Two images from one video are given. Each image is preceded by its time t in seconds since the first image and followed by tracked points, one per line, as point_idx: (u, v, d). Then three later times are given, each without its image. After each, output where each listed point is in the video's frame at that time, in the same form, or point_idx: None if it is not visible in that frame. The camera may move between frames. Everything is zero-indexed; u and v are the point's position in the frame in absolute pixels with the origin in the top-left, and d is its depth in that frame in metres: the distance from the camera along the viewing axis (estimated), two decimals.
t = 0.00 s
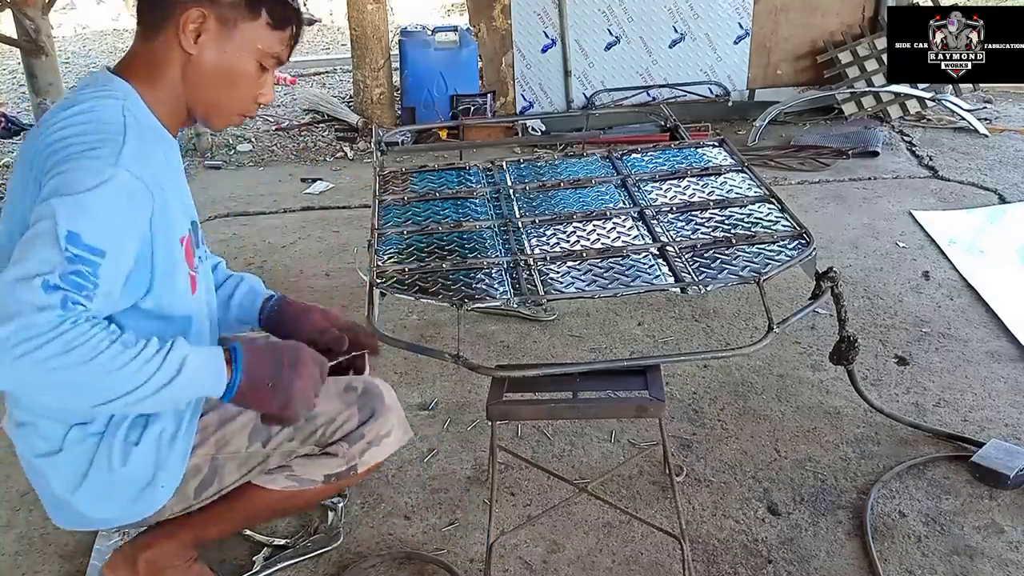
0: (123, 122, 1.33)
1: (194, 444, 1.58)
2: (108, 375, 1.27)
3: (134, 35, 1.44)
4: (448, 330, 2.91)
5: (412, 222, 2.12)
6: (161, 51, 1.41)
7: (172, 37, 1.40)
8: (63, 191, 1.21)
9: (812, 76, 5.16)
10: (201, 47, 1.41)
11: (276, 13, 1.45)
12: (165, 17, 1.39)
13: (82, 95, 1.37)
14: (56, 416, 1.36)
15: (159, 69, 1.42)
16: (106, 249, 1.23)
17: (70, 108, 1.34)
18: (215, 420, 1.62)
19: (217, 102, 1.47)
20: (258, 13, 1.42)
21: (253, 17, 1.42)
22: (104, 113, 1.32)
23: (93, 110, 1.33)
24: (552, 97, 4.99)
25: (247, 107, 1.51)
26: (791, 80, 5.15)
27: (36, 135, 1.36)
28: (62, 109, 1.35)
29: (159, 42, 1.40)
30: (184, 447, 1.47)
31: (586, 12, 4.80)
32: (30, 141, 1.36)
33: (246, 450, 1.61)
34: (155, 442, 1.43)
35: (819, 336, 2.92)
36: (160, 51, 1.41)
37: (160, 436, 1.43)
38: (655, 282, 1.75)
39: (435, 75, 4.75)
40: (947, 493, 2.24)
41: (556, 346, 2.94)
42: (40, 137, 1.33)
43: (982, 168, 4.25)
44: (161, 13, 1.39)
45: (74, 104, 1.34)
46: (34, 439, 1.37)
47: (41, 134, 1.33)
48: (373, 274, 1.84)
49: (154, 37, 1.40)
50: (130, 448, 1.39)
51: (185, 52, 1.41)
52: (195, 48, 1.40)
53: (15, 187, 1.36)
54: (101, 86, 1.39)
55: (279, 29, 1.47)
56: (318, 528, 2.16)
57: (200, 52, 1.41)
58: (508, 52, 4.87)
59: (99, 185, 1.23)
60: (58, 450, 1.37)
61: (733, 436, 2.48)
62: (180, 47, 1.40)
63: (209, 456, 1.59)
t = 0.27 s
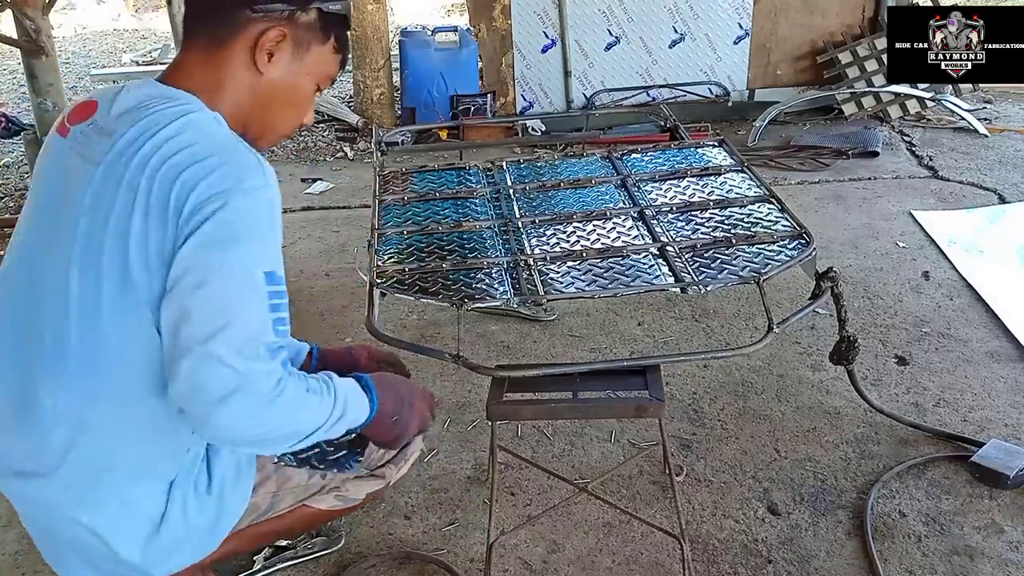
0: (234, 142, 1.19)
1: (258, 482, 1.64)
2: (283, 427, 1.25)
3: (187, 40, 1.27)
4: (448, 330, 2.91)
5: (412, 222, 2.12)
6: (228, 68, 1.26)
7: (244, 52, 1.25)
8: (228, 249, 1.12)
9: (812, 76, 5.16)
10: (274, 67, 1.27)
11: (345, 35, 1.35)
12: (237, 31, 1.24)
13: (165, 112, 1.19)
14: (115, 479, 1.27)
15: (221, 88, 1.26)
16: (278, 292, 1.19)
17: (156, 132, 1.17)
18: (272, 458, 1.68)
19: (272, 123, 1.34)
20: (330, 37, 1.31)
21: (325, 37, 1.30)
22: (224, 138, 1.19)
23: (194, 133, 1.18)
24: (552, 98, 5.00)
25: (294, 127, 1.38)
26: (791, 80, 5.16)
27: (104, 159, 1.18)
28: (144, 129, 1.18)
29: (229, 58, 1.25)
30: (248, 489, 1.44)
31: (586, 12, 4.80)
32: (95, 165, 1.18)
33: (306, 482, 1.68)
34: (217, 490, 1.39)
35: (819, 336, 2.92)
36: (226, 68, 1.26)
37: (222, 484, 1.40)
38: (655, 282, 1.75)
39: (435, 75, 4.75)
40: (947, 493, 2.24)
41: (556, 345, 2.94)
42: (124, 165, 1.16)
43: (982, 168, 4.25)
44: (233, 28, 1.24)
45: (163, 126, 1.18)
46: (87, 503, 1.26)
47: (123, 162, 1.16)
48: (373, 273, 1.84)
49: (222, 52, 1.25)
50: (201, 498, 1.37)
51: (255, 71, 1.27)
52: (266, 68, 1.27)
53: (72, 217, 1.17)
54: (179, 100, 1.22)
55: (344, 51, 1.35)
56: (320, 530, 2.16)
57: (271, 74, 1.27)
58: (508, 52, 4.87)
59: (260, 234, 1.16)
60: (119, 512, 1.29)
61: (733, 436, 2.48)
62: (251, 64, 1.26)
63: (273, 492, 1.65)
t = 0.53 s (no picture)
0: (267, 143, 1.19)
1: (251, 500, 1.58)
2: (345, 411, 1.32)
3: (215, 56, 1.27)
4: (448, 330, 2.91)
5: (412, 222, 2.12)
6: (257, 83, 1.26)
7: (275, 70, 1.26)
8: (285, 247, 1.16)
9: (812, 76, 5.16)
10: (303, 84, 1.29)
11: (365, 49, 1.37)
12: (268, 49, 1.25)
13: (197, 118, 1.19)
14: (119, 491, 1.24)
15: (251, 103, 1.27)
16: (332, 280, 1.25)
17: (192, 138, 1.17)
18: (267, 474, 1.59)
19: (295, 135, 1.35)
20: (354, 51, 1.33)
21: (352, 53, 1.32)
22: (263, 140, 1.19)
23: (230, 138, 1.18)
24: (552, 97, 5.00)
25: (315, 140, 1.39)
26: (791, 80, 5.16)
27: (139, 167, 1.18)
28: (179, 136, 1.18)
29: (259, 75, 1.26)
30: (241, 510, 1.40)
31: (586, 12, 4.80)
32: (131, 174, 1.18)
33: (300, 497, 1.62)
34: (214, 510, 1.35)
35: (819, 336, 2.92)
36: (255, 85, 1.26)
37: (216, 507, 1.35)
38: (655, 282, 1.75)
39: (435, 75, 4.75)
40: (947, 493, 2.24)
41: (555, 346, 2.94)
42: (162, 172, 1.16)
43: (982, 168, 4.25)
44: (263, 46, 1.24)
45: (197, 132, 1.18)
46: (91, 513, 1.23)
47: (160, 170, 1.16)
48: (373, 273, 1.84)
49: (252, 69, 1.26)
50: (197, 521, 1.33)
51: (283, 87, 1.28)
52: (295, 84, 1.28)
53: (107, 225, 1.17)
54: (210, 106, 1.22)
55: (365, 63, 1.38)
56: (320, 530, 2.16)
57: (299, 89, 1.29)
58: (508, 52, 4.87)
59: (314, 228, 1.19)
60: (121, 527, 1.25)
61: (733, 436, 2.48)
62: (280, 80, 1.27)
63: (267, 508, 1.61)
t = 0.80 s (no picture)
0: (303, 182, 1.22)
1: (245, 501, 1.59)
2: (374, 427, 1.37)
3: (245, 81, 1.29)
4: (448, 330, 2.91)
5: (412, 222, 2.12)
6: (291, 108, 1.30)
7: (308, 95, 1.30)
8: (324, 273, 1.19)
9: (812, 76, 5.16)
10: (334, 106, 1.33)
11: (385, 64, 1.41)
12: (302, 77, 1.28)
13: (233, 142, 1.22)
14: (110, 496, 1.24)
15: (285, 125, 1.31)
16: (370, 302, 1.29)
17: (228, 162, 1.19)
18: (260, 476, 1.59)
19: (322, 151, 1.39)
20: (377, 69, 1.37)
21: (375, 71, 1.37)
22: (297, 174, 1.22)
23: (267, 166, 1.20)
24: (552, 97, 5.00)
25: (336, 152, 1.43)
26: (791, 80, 5.16)
27: (170, 180, 1.19)
28: (213, 157, 1.20)
29: (293, 101, 1.30)
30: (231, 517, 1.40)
31: (586, 12, 4.80)
32: (161, 186, 1.19)
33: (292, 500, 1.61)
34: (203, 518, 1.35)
35: (819, 336, 2.92)
36: (289, 109, 1.30)
37: (207, 509, 1.35)
38: (655, 282, 1.75)
39: (435, 75, 4.75)
40: (947, 493, 2.24)
41: (555, 346, 2.94)
42: (194, 190, 1.18)
43: (982, 168, 4.25)
44: (299, 75, 1.28)
45: (233, 157, 1.20)
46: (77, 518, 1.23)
47: (193, 188, 1.18)
48: (373, 274, 1.84)
49: (287, 95, 1.29)
50: (187, 525, 1.34)
51: (316, 110, 1.32)
52: (327, 107, 1.32)
53: (130, 231, 1.18)
54: (241, 129, 1.24)
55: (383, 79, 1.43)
56: (319, 530, 2.17)
57: (330, 112, 1.33)
58: (508, 52, 4.87)
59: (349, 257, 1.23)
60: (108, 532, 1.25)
61: (733, 436, 2.48)
62: (313, 104, 1.31)
63: (259, 509, 1.60)
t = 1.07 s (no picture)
0: (266, 145, 1.20)
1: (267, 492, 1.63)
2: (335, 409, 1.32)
3: (217, 46, 1.28)
4: (448, 330, 2.91)
5: (412, 222, 2.12)
6: (264, 75, 1.28)
7: (281, 64, 1.28)
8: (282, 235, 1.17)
9: (812, 76, 5.16)
10: (308, 76, 1.31)
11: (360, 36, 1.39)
12: (274, 42, 1.26)
13: (199, 113, 1.20)
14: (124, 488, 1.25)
15: (258, 92, 1.29)
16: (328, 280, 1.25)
17: (193, 131, 1.18)
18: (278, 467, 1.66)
19: (297, 124, 1.37)
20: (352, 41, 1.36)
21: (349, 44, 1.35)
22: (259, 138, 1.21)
23: (229, 134, 1.19)
24: (552, 97, 5.00)
25: (312, 126, 1.42)
26: (791, 80, 5.16)
27: (138, 157, 1.18)
28: (177, 129, 1.18)
29: (266, 69, 1.28)
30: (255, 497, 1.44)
31: (586, 12, 4.80)
32: (129, 165, 1.18)
33: (312, 489, 1.66)
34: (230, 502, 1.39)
35: (819, 336, 2.92)
36: (262, 76, 1.28)
37: (234, 494, 1.39)
38: (655, 282, 1.75)
39: (435, 75, 4.75)
40: (947, 493, 2.24)
41: (555, 345, 2.94)
42: (160, 164, 1.16)
43: (982, 168, 4.25)
44: (271, 40, 1.26)
45: (198, 128, 1.18)
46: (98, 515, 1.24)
47: (159, 161, 1.16)
48: (373, 273, 1.84)
49: (259, 61, 1.27)
50: (217, 511, 1.37)
51: (289, 78, 1.30)
52: (300, 76, 1.30)
53: (103, 215, 1.17)
54: (208, 101, 1.23)
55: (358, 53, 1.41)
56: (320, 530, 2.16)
57: (304, 81, 1.31)
58: (508, 52, 4.87)
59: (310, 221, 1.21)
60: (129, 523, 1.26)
61: (733, 436, 2.48)
62: (287, 72, 1.29)
63: (281, 501, 1.65)
